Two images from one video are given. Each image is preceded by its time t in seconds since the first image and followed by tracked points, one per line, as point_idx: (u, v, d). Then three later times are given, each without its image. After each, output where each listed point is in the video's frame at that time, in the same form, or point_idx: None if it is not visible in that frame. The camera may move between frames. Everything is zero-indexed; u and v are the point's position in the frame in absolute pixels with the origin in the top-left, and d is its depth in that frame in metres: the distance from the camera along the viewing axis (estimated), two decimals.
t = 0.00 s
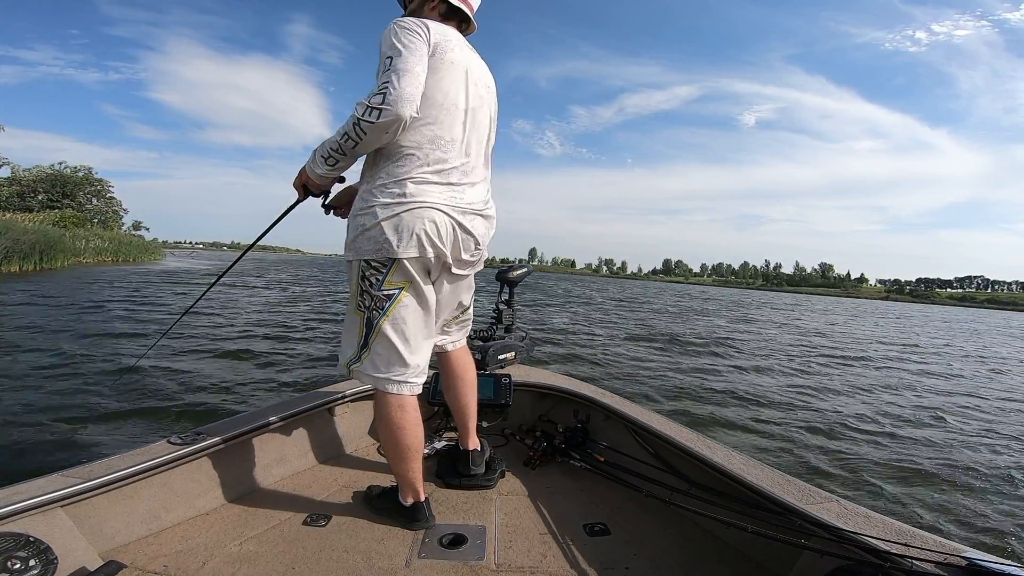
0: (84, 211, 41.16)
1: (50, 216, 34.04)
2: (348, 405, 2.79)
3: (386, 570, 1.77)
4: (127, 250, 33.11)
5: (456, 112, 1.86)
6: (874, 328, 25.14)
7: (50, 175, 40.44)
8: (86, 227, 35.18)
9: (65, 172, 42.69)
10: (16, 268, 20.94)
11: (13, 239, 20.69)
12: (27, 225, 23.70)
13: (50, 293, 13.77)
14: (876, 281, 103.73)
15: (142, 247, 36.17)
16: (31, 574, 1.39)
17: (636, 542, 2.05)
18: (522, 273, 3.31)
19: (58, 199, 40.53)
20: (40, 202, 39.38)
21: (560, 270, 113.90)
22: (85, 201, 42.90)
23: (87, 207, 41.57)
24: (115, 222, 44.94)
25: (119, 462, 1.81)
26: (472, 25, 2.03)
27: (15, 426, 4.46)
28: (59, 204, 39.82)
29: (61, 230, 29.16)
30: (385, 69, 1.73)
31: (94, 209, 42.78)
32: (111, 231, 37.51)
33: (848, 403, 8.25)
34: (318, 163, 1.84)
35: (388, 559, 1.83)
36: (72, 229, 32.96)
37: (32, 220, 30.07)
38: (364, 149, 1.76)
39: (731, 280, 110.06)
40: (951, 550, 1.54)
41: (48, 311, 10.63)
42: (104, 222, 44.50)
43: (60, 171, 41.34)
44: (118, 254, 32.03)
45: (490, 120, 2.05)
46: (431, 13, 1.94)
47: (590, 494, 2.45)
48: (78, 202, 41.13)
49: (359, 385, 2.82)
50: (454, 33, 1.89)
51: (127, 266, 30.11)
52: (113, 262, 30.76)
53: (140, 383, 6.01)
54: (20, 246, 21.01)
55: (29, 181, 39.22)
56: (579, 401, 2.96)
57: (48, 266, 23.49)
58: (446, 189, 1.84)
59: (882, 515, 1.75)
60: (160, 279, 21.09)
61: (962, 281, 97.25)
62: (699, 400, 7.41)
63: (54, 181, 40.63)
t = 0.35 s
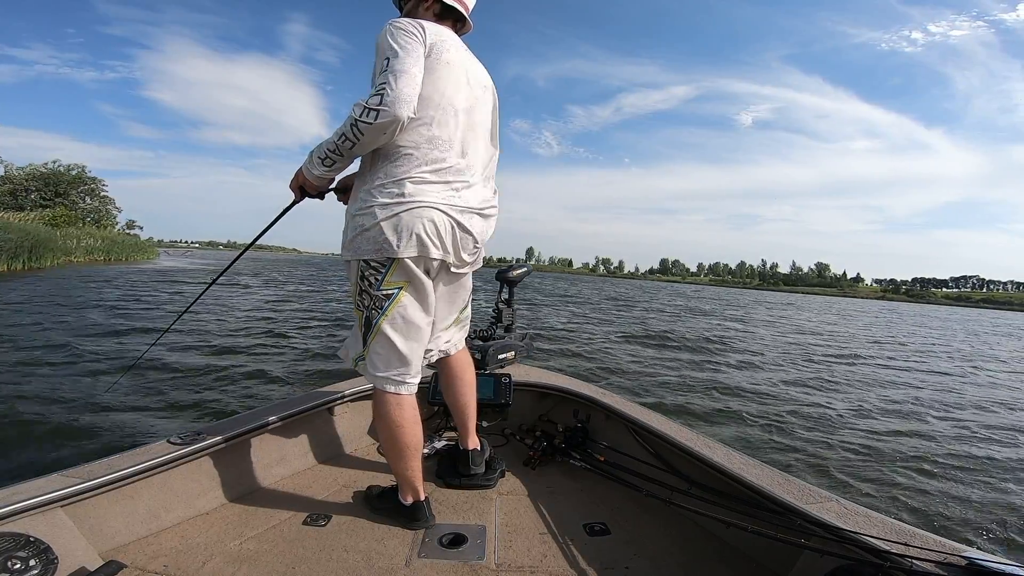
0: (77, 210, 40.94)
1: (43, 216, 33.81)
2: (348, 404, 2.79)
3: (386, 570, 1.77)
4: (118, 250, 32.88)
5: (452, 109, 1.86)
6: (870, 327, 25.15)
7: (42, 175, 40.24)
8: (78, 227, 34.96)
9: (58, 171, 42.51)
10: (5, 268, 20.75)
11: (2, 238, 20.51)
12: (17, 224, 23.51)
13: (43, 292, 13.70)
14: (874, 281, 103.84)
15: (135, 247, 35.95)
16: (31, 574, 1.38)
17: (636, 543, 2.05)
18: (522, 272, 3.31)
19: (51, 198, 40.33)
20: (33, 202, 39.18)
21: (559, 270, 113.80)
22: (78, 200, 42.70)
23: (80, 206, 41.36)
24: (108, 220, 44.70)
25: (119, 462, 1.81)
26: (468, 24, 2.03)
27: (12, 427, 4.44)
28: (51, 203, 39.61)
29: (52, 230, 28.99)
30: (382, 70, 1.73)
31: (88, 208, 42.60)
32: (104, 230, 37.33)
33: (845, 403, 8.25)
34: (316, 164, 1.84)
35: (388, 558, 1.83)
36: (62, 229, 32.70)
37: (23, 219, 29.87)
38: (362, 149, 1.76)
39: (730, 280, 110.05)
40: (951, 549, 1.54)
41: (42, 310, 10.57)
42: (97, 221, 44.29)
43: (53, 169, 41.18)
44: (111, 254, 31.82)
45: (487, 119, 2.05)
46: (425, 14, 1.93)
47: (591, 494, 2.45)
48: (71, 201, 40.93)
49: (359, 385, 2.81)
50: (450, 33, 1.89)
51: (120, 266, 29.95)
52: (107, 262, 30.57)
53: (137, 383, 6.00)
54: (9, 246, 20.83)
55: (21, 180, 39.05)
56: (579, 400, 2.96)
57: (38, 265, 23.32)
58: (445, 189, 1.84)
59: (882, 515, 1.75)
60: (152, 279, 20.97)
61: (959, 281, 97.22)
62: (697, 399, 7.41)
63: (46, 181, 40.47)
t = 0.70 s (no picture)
0: (70, 210, 40.76)
1: (33, 216, 33.60)
2: (348, 404, 2.79)
3: (385, 569, 1.77)
4: (110, 250, 32.70)
5: (448, 110, 1.86)
6: (868, 327, 25.15)
7: (35, 174, 40.08)
8: (71, 227, 34.75)
9: (51, 169, 42.26)
10: None
11: None
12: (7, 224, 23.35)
13: (37, 292, 13.62)
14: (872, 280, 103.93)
15: (126, 247, 35.80)
16: (31, 574, 1.38)
17: (636, 542, 2.05)
18: (522, 272, 3.31)
19: (44, 197, 40.17)
20: (25, 202, 39.07)
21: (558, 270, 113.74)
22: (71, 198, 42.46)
23: (72, 205, 41.19)
24: (102, 219, 44.54)
25: (119, 461, 1.81)
26: (463, 24, 2.02)
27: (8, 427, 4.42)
28: (43, 202, 39.45)
29: (44, 229, 28.80)
30: (376, 71, 1.72)
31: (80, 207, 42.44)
32: (97, 229, 37.13)
33: (843, 402, 8.26)
34: (313, 166, 1.83)
35: (388, 558, 1.83)
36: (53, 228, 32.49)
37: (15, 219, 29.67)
38: (358, 151, 1.76)
39: (729, 280, 110.09)
40: (951, 550, 1.54)
41: (36, 310, 10.52)
42: (90, 220, 44.05)
43: (45, 168, 40.94)
44: (102, 252, 31.66)
45: (483, 118, 2.05)
46: (420, 15, 1.93)
47: (591, 494, 2.45)
48: (64, 200, 40.81)
49: (359, 385, 2.81)
50: (444, 33, 1.89)
51: (113, 265, 29.78)
52: (99, 262, 30.36)
53: (133, 383, 5.97)
54: None
55: (13, 180, 38.88)
56: (579, 400, 2.96)
57: (27, 264, 23.11)
58: (442, 188, 1.84)
59: (882, 515, 1.76)
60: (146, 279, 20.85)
61: (957, 281, 97.38)
62: (694, 399, 7.41)
63: (39, 180, 40.25)
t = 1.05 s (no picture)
0: (63, 209, 40.66)
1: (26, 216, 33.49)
2: (347, 404, 2.79)
3: (385, 569, 1.77)
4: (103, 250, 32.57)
5: (449, 108, 1.86)
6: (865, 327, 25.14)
7: (28, 174, 39.97)
8: (65, 227, 34.65)
9: (44, 169, 42.19)
10: None
11: None
12: None
13: (31, 292, 13.59)
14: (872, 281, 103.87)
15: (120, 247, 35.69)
16: (30, 574, 1.38)
17: (635, 542, 2.05)
18: (522, 272, 3.31)
19: (38, 197, 40.07)
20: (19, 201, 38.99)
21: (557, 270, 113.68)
22: (65, 198, 42.35)
23: (66, 205, 41.11)
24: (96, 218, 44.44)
25: (119, 461, 1.81)
26: (463, 21, 2.02)
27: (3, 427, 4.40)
28: (37, 202, 39.35)
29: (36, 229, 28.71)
30: (374, 70, 1.72)
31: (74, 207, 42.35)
32: (91, 229, 37.03)
33: (840, 402, 8.27)
34: (312, 166, 1.83)
35: (387, 558, 1.83)
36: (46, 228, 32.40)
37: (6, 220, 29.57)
38: (356, 150, 1.76)
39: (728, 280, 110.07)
40: (949, 550, 1.54)
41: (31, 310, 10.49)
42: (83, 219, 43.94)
43: (39, 168, 40.85)
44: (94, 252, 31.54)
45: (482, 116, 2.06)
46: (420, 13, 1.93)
47: (590, 494, 2.45)
48: (58, 200, 40.70)
49: (359, 385, 2.81)
50: (444, 31, 1.89)
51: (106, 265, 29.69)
52: (93, 262, 30.26)
53: (129, 383, 5.96)
54: None
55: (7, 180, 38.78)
56: (578, 400, 2.96)
57: (16, 264, 22.97)
58: (445, 186, 1.85)
59: (880, 515, 1.76)
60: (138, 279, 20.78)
61: (956, 281, 97.43)
62: (691, 400, 7.40)
63: (32, 180, 40.15)
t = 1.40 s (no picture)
0: (56, 209, 40.51)
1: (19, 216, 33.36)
2: (348, 404, 2.78)
3: (385, 569, 1.77)
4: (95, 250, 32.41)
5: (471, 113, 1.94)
6: (862, 326, 25.13)
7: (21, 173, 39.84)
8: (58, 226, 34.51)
9: (37, 169, 42.05)
10: None
11: None
12: None
13: (25, 292, 13.56)
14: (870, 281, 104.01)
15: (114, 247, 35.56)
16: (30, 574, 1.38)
17: (635, 542, 2.05)
18: (522, 272, 3.31)
19: (30, 196, 39.95)
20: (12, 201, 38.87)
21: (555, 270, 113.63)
22: (58, 198, 42.20)
23: (59, 205, 40.99)
24: (90, 218, 44.28)
25: (119, 461, 1.81)
26: (471, 15, 1.99)
27: None
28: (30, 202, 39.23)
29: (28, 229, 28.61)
30: (410, 79, 1.71)
31: (67, 207, 42.20)
32: (85, 229, 36.94)
33: (838, 402, 8.26)
34: (335, 167, 1.83)
35: (387, 558, 1.83)
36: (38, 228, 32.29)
37: None
38: (386, 160, 1.77)
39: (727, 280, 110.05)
40: (950, 550, 1.54)
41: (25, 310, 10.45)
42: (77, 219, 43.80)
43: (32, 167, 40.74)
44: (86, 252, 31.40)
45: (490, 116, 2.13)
46: (427, 5, 1.91)
47: (590, 494, 2.45)
48: (51, 200, 40.56)
49: (359, 385, 2.81)
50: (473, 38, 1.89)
51: (98, 265, 29.58)
52: (86, 262, 30.15)
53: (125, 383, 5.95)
54: None
55: None
56: (579, 400, 2.96)
57: (6, 263, 22.87)
58: (467, 190, 1.92)
59: (881, 515, 1.76)
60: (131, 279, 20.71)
61: (955, 281, 97.47)
62: (690, 399, 7.39)
63: (25, 179, 40.06)
